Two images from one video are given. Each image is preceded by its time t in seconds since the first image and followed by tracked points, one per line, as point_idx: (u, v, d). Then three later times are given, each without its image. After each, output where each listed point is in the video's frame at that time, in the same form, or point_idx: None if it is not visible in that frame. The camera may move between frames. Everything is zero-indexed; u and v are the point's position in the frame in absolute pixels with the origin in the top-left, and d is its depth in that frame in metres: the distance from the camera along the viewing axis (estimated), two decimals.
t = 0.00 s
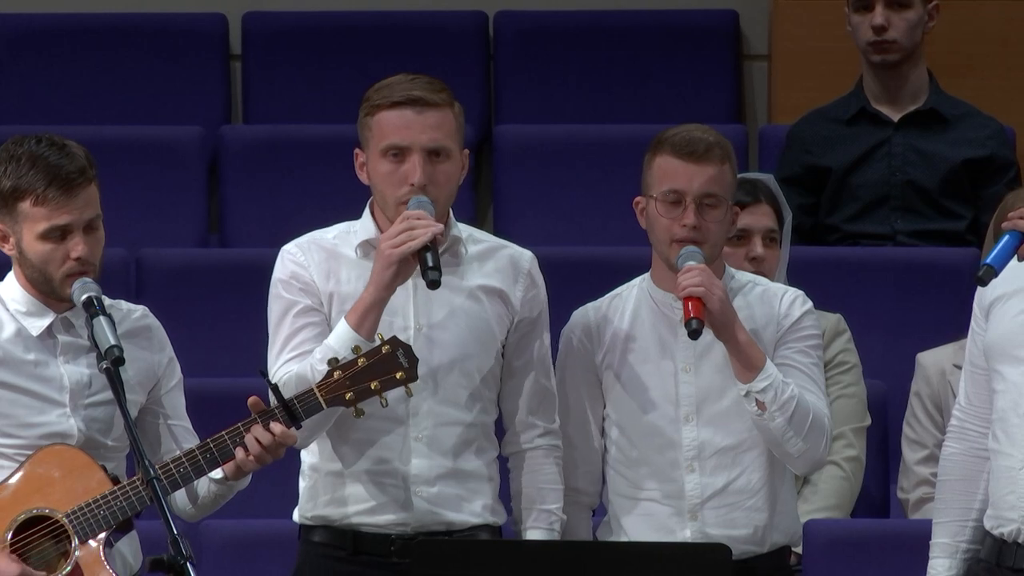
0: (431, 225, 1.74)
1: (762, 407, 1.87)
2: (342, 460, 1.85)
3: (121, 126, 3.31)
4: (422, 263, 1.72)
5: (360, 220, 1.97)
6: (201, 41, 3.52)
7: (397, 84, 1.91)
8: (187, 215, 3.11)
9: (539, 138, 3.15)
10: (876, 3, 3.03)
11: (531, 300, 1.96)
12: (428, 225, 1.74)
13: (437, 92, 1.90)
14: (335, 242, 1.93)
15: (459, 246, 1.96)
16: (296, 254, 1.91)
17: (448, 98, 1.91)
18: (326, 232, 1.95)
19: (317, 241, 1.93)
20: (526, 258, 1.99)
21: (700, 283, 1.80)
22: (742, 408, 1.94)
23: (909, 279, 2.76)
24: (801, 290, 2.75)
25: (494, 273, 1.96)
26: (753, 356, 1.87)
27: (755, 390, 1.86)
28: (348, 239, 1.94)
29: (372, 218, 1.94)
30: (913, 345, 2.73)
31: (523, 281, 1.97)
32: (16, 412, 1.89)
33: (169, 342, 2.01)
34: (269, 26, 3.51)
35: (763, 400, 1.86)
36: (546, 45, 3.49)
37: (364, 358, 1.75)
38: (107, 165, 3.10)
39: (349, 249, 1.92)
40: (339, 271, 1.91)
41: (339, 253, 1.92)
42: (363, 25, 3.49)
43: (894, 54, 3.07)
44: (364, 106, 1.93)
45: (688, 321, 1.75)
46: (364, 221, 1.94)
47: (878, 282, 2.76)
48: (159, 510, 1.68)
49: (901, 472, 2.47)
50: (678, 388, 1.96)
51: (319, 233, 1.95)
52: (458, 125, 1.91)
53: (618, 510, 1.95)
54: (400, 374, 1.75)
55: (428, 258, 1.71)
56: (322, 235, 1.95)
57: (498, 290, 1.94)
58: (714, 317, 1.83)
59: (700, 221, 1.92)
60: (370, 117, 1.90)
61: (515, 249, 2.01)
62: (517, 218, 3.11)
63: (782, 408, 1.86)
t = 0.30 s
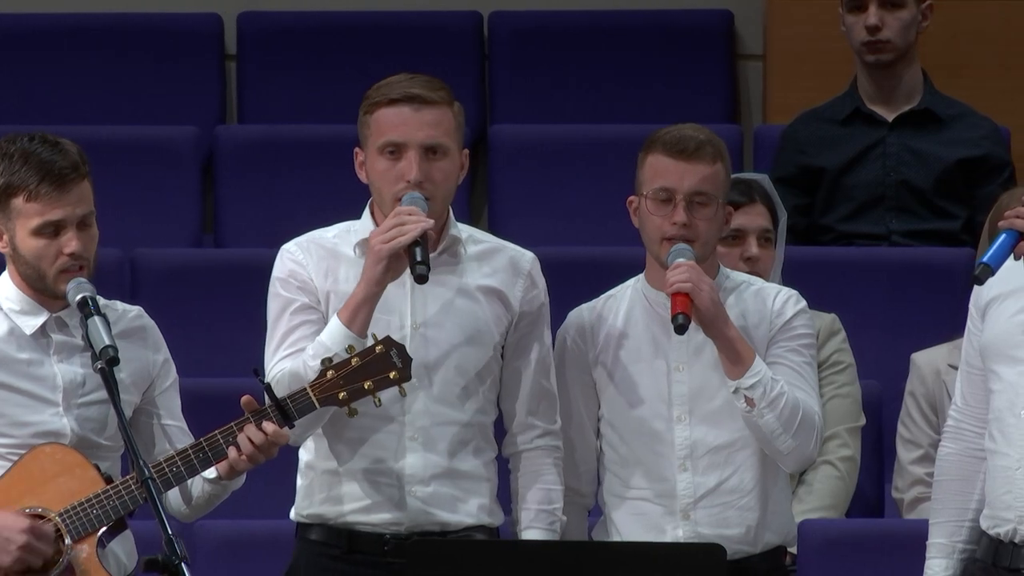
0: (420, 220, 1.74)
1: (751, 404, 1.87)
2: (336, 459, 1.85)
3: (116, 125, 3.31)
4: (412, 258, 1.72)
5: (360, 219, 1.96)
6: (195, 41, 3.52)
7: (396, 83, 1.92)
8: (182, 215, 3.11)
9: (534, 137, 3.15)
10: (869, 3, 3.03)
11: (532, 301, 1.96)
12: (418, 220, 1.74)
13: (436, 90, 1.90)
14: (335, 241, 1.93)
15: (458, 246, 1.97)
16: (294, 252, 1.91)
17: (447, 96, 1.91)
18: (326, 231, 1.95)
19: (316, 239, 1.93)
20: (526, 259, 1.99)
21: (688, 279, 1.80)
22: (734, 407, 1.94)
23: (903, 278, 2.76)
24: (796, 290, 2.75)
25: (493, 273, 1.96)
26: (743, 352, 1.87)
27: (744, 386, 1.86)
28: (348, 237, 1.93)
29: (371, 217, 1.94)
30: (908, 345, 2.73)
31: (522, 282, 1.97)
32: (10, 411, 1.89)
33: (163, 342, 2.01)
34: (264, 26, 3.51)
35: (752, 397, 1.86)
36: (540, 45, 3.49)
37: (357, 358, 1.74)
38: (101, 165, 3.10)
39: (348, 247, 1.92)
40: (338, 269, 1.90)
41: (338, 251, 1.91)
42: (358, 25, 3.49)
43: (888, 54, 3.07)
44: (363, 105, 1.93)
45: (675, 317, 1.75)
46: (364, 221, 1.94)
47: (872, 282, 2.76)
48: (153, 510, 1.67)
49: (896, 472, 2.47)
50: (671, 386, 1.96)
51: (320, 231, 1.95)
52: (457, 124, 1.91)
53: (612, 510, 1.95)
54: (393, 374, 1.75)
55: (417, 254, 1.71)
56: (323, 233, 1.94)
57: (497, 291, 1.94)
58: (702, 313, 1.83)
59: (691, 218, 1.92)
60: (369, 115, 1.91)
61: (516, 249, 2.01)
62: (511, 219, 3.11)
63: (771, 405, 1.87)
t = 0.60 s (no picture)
0: (410, 219, 1.74)
1: (745, 402, 1.87)
2: (328, 459, 1.85)
3: (110, 125, 3.31)
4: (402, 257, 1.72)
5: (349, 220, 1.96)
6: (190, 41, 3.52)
7: (385, 83, 1.92)
8: (177, 215, 3.11)
9: (529, 138, 3.15)
10: (865, 3, 3.04)
11: (522, 300, 1.96)
12: (408, 220, 1.74)
13: (425, 90, 1.91)
14: (324, 241, 1.93)
15: (448, 246, 1.96)
16: (285, 253, 1.91)
17: (436, 97, 1.91)
18: (314, 232, 1.95)
19: (306, 240, 1.93)
20: (516, 259, 1.99)
21: (683, 277, 1.80)
22: (729, 406, 1.94)
23: (897, 278, 2.77)
24: (790, 289, 2.75)
25: (483, 272, 1.96)
26: (738, 350, 1.88)
27: (738, 384, 1.87)
28: (337, 238, 1.94)
29: (360, 217, 1.94)
30: (902, 346, 2.74)
31: (513, 282, 1.97)
32: (4, 410, 1.89)
33: (157, 342, 2.01)
34: (258, 26, 3.51)
35: (746, 395, 1.86)
36: (535, 45, 3.49)
37: (353, 356, 1.75)
38: (96, 166, 3.10)
39: (338, 247, 1.92)
40: (328, 269, 1.90)
41: (328, 252, 1.91)
42: (352, 25, 3.49)
43: (883, 54, 3.07)
44: (352, 105, 1.94)
45: (671, 314, 1.75)
46: (353, 222, 1.94)
47: (867, 282, 2.77)
48: (148, 510, 1.67)
49: (891, 471, 2.47)
50: (666, 386, 1.96)
51: (309, 232, 1.95)
52: (447, 124, 1.91)
53: (606, 509, 1.95)
54: (388, 373, 1.74)
55: (408, 252, 1.71)
56: (312, 234, 1.94)
57: (488, 290, 1.94)
58: (696, 311, 1.83)
59: (685, 217, 1.92)
60: (358, 115, 1.91)
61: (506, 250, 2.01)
62: (506, 219, 3.11)
63: (766, 403, 1.87)
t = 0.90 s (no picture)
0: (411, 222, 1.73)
1: (743, 404, 1.87)
2: (322, 461, 1.85)
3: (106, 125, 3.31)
4: (404, 260, 1.72)
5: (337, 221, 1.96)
6: (186, 41, 3.52)
7: (374, 84, 1.92)
8: (172, 214, 3.11)
9: (524, 137, 3.15)
10: (860, 2, 3.04)
11: (510, 300, 1.96)
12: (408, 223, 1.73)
13: (415, 90, 1.91)
14: (314, 243, 1.93)
15: (438, 246, 1.96)
16: (275, 256, 1.91)
17: (426, 96, 1.91)
18: (303, 234, 1.94)
19: (296, 243, 1.93)
20: (503, 258, 1.99)
21: (681, 278, 1.80)
22: (725, 407, 1.94)
23: (893, 277, 2.77)
24: (785, 289, 2.75)
25: (473, 272, 1.96)
26: (737, 351, 1.87)
27: (737, 386, 1.86)
28: (327, 240, 1.93)
29: (349, 218, 1.94)
30: (897, 345, 2.74)
31: (502, 281, 1.97)
32: None
33: (150, 342, 2.01)
34: (253, 25, 3.51)
35: (745, 396, 1.86)
36: (530, 44, 3.49)
37: (348, 354, 1.75)
38: (92, 165, 3.10)
39: (329, 248, 1.92)
40: (320, 270, 1.91)
41: (319, 254, 1.91)
42: (347, 24, 3.49)
43: (878, 53, 3.07)
44: (341, 106, 1.93)
45: (670, 316, 1.74)
46: (342, 223, 1.94)
47: (862, 281, 2.77)
48: (143, 511, 1.67)
49: (885, 471, 2.47)
50: (662, 387, 1.96)
51: (299, 235, 1.94)
52: (436, 123, 1.91)
53: (602, 509, 1.95)
54: (385, 370, 1.75)
55: (409, 255, 1.71)
56: (301, 236, 1.94)
57: (478, 290, 1.94)
58: (696, 312, 1.82)
59: (682, 217, 1.92)
60: (347, 116, 1.91)
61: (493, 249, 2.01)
62: (501, 218, 3.11)
63: (764, 405, 1.87)
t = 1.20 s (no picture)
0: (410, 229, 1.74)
1: (742, 407, 1.87)
2: (316, 461, 1.85)
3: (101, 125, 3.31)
4: (405, 267, 1.72)
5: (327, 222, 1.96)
6: (181, 41, 3.52)
7: (363, 84, 1.92)
8: (167, 215, 3.11)
9: (519, 137, 3.15)
10: (854, 3, 3.04)
11: (500, 299, 1.96)
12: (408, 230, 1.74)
13: (405, 90, 1.91)
14: (305, 245, 1.93)
15: (429, 246, 1.96)
16: (267, 259, 1.91)
17: (416, 96, 1.91)
18: (294, 237, 1.94)
19: (288, 246, 1.93)
20: (493, 258, 1.99)
21: (683, 283, 1.79)
22: (722, 408, 1.94)
23: (888, 277, 2.77)
24: (779, 290, 2.75)
25: (464, 271, 1.96)
26: (736, 357, 1.87)
27: (737, 389, 1.86)
28: (317, 241, 1.93)
29: (340, 219, 1.94)
30: (892, 345, 2.74)
31: (492, 282, 1.97)
32: None
33: (143, 342, 2.01)
34: (248, 26, 3.51)
35: (745, 400, 1.86)
36: (525, 45, 3.49)
37: (343, 356, 1.74)
38: (87, 166, 3.10)
39: (320, 250, 1.92)
40: (312, 272, 1.91)
41: (311, 255, 1.91)
42: (342, 25, 3.49)
43: (873, 54, 3.07)
44: (330, 107, 1.93)
45: (672, 322, 1.75)
46: (333, 224, 1.94)
47: (856, 282, 2.77)
48: (137, 511, 1.67)
49: (880, 471, 2.47)
50: (658, 388, 1.96)
51: (290, 238, 1.95)
52: (427, 123, 1.91)
53: (597, 509, 1.94)
54: (379, 372, 1.74)
55: (410, 263, 1.72)
56: (292, 238, 1.94)
57: (469, 289, 1.94)
58: (697, 317, 1.82)
59: (679, 219, 1.92)
60: (338, 117, 1.91)
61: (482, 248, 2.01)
62: (496, 219, 3.11)
63: (762, 408, 1.87)
